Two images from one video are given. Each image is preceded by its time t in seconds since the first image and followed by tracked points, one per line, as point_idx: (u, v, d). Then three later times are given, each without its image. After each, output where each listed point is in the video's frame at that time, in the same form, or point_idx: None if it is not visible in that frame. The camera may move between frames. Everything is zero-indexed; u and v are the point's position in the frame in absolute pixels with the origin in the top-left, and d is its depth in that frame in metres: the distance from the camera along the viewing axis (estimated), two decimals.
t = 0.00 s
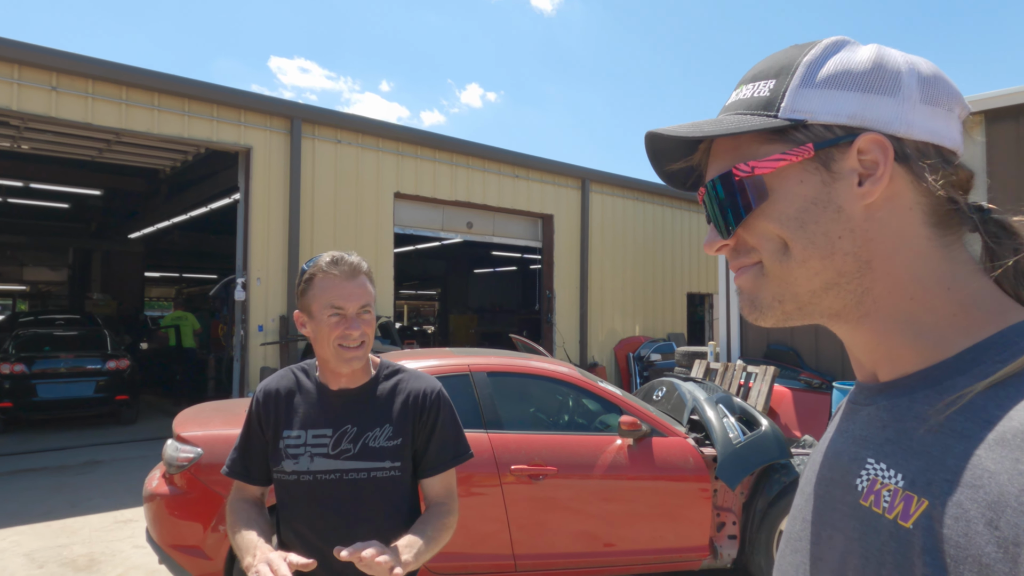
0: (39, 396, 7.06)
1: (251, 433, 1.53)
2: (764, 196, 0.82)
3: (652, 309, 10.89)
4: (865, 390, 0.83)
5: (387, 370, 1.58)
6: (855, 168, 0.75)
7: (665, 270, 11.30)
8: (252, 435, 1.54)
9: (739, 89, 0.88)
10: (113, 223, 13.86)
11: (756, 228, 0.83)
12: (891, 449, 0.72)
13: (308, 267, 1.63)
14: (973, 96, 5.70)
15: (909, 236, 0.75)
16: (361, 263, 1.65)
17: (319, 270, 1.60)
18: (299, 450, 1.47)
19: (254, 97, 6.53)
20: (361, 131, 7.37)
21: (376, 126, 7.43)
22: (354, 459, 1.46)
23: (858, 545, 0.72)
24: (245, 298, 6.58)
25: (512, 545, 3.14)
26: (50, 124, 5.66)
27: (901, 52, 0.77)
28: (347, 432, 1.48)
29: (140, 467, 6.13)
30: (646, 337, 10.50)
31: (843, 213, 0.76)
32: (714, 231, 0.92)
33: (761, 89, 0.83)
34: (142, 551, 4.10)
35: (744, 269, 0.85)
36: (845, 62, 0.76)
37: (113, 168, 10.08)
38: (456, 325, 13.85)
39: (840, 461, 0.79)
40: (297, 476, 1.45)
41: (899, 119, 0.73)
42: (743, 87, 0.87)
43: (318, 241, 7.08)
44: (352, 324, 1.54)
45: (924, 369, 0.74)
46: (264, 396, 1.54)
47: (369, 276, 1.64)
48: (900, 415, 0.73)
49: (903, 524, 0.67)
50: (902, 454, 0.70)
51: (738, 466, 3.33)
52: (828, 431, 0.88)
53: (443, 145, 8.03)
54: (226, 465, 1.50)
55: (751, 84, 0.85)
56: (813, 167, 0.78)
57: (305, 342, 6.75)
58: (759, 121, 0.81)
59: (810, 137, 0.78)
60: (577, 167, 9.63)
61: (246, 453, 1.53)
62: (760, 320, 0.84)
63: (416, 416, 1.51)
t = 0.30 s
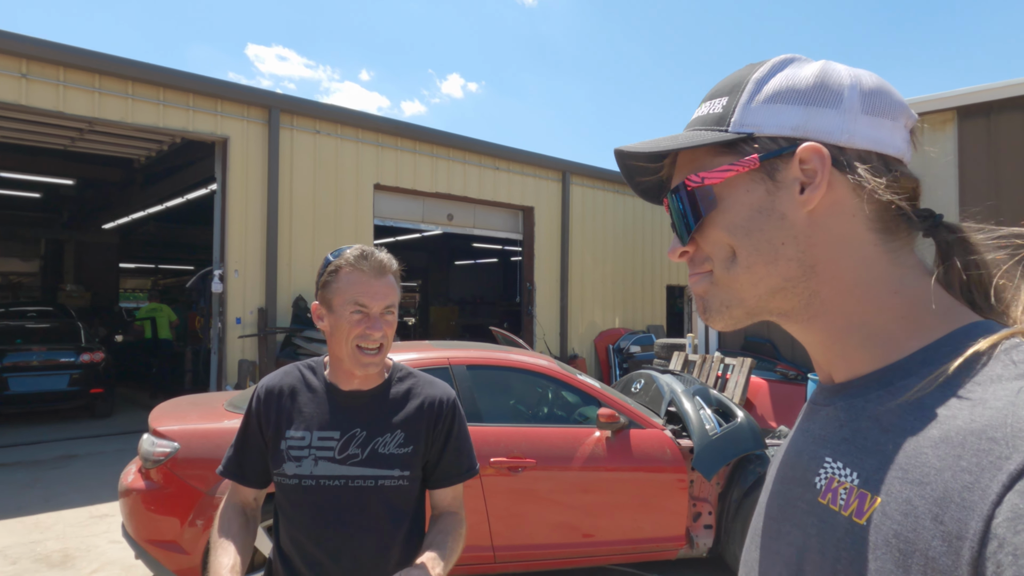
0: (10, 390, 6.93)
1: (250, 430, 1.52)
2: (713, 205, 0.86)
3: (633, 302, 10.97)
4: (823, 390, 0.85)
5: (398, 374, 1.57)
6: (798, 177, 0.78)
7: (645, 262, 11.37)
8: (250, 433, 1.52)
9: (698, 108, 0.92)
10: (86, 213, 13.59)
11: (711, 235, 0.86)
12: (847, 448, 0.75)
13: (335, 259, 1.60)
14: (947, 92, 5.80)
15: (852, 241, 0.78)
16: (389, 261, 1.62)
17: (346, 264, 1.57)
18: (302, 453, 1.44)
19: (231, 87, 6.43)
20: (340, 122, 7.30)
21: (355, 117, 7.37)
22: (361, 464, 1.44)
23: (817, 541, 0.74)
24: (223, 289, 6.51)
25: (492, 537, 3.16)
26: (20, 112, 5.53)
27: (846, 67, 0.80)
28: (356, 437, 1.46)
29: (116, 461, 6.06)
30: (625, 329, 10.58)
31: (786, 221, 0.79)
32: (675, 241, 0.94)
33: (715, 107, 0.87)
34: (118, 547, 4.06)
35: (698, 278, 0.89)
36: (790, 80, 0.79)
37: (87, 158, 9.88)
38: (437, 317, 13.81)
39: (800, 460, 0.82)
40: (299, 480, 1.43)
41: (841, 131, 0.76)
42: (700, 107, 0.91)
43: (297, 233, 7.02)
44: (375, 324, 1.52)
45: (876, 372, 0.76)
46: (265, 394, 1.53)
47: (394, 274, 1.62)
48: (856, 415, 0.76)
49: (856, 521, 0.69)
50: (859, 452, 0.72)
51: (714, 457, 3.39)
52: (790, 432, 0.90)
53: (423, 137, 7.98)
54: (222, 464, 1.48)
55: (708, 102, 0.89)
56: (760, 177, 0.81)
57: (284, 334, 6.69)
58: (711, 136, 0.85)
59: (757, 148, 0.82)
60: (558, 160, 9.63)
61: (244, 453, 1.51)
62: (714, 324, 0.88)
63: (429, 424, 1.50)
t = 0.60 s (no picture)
0: None
1: (256, 435, 1.45)
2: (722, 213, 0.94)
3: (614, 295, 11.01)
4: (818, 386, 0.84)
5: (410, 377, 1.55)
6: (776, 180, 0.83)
7: (627, 256, 11.41)
8: (253, 440, 1.46)
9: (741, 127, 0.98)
10: (59, 205, 13.28)
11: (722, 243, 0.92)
12: (839, 442, 0.74)
13: (354, 252, 1.57)
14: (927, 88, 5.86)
15: (833, 236, 0.79)
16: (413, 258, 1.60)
17: (370, 258, 1.54)
18: (312, 458, 1.42)
19: (209, 76, 6.31)
20: (321, 113, 7.21)
21: (336, 109, 7.27)
22: (374, 469, 1.42)
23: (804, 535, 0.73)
24: (201, 283, 6.40)
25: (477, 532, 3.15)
26: None
27: (852, 74, 0.81)
28: (370, 440, 1.44)
29: (91, 457, 5.95)
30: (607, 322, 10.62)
31: (770, 223, 0.84)
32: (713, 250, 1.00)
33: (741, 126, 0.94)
34: (95, 544, 3.99)
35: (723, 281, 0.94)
36: (787, 98, 0.84)
37: (59, 148, 9.65)
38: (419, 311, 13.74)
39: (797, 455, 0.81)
40: (309, 487, 1.40)
41: (813, 133, 0.80)
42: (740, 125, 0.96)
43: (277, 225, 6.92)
44: (397, 322, 1.51)
45: (863, 368, 0.76)
46: (269, 395, 1.49)
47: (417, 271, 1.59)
48: (847, 409, 0.75)
49: (846, 514, 0.69)
50: (848, 447, 0.72)
51: (698, 451, 3.41)
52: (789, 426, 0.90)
53: (405, 129, 7.91)
54: (224, 473, 1.42)
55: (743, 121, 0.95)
56: (750, 186, 0.88)
57: (263, 328, 6.61)
58: (724, 155, 0.94)
59: (751, 160, 0.88)
60: (540, 153, 9.61)
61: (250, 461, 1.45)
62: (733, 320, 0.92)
63: (444, 429, 1.48)
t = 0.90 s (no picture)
0: None
1: (234, 445, 1.43)
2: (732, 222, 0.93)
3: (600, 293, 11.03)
4: (838, 401, 0.84)
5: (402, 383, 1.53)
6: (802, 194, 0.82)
7: (613, 254, 11.43)
8: (233, 450, 1.43)
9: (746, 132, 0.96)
10: (37, 201, 13.04)
11: (734, 255, 0.91)
12: (859, 455, 0.74)
13: (348, 252, 1.55)
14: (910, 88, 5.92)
15: (859, 250, 0.78)
16: (408, 260, 1.57)
17: (366, 258, 1.52)
18: (298, 471, 1.39)
19: (192, 72, 6.22)
20: (306, 109, 7.13)
21: (321, 105, 7.20)
22: (364, 481, 1.40)
23: (823, 547, 0.73)
24: (185, 281, 6.31)
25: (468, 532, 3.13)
26: None
27: (870, 90, 0.81)
28: (359, 450, 1.41)
29: (73, 458, 5.86)
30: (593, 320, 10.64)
31: (794, 235, 0.82)
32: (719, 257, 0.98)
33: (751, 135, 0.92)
34: (77, 548, 3.92)
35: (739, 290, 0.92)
36: (807, 108, 0.82)
37: (37, 143, 9.46)
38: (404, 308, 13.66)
39: (816, 468, 0.81)
40: (295, 501, 1.37)
41: (842, 147, 0.78)
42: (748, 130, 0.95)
43: (262, 221, 6.84)
44: (393, 324, 1.48)
45: (887, 381, 0.75)
46: (251, 406, 1.45)
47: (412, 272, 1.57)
48: (869, 422, 0.75)
49: (867, 526, 0.68)
50: (870, 460, 0.71)
51: (688, 450, 3.42)
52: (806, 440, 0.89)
53: (391, 126, 7.86)
54: (203, 488, 1.39)
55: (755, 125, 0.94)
56: (770, 199, 0.86)
57: (248, 326, 6.53)
58: (735, 162, 0.92)
59: (770, 171, 0.86)
60: (527, 150, 9.59)
61: (229, 473, 1.42)
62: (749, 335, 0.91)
63: (434, 440, 1.47)
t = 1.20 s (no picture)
0: None
1: (201, 447, 1.41)
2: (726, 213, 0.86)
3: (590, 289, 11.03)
4: (825, 398, 0.84)
5: (373, 377, 1.52)
6: (809, 181, 0.79)
7: (603, 250, 11.43)
8: (201, 452, 1.41)
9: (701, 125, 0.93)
10: (22, 197, 12.87)
11: (725, 244, 0.86)
12: (848, 454, 0.74)
13: (312, 245, 1.54)
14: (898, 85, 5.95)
15: (868, 242, 0.77)
16: (373, 251, 1.56)
17: (329, 250, 1.51)
18: (269, 471, 1.37)
19: (178, 66, 6.15)
20: (294, 104, 7.08)
21: (310, 100, 7.14)
22: (337, 478, 1.38)
23: (814, 548, 0.73)
24: (172, 277, 6.25)
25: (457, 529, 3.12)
26: None
27: (846, 74, 0.81)
28: (331, 448, 1.40)
29: (59, 457, 5.80)
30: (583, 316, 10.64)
31: (800, 225, 0.79)
32: (689, 250, 0.95)
33: (720, 119, 0.89)
34: (62, 547, 3.88)
35: (720, 287, 0.88)
36: (794, 88, 0.80)
37: (21, 138, 9.34)
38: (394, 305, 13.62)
39: (801, 466, 0.80)
40: (267, 502, 1.35)
41: (845, 134, 0.77)
42: (708, 120, 0.92)
43: (251, 217, 6.79)
44: (356, 316, 1.47)
45: (882, 378, 0.75)
46: (218, 407, 1.42)
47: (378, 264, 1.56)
48: (860, 422, 0.74)
49: (857, 525, 0.68)
50: (861, 458, 0.71)
51: (677, 446, 3.43)
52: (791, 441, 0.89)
53: (381, 121, 7.81)
54: (168, 492, 1.36)
55: (713, 117, 0.91)
56: (772, 184, 0.82)
57: (236, 323, 6.49)
58: (717, 147, 0.87)
59: (767, 156, 0.82)
60: (517, 147, 9.56)
61: (197, 476, 1.40)
62: (734, 329, 0.88)
63: (408, 435, 1.46)
